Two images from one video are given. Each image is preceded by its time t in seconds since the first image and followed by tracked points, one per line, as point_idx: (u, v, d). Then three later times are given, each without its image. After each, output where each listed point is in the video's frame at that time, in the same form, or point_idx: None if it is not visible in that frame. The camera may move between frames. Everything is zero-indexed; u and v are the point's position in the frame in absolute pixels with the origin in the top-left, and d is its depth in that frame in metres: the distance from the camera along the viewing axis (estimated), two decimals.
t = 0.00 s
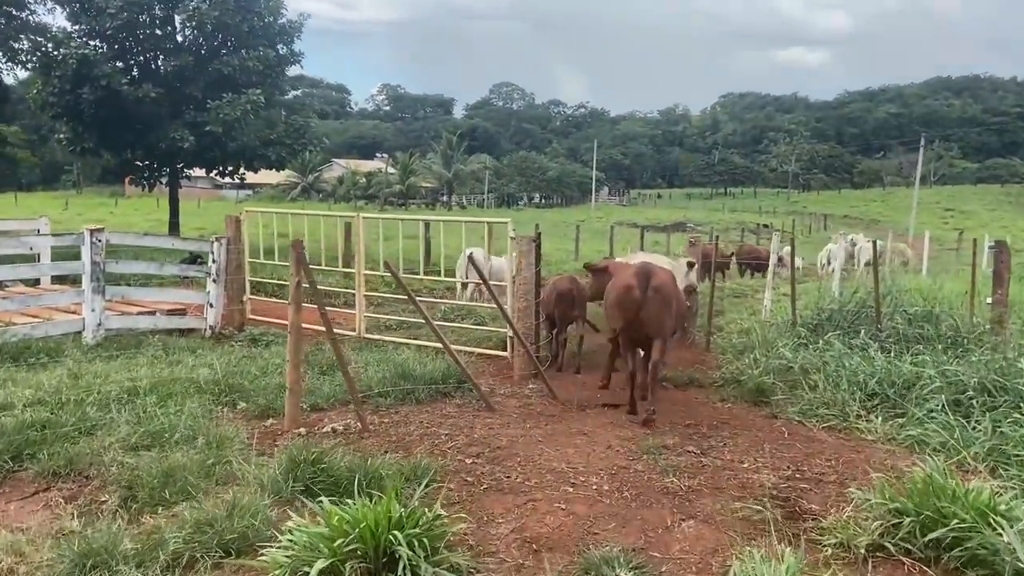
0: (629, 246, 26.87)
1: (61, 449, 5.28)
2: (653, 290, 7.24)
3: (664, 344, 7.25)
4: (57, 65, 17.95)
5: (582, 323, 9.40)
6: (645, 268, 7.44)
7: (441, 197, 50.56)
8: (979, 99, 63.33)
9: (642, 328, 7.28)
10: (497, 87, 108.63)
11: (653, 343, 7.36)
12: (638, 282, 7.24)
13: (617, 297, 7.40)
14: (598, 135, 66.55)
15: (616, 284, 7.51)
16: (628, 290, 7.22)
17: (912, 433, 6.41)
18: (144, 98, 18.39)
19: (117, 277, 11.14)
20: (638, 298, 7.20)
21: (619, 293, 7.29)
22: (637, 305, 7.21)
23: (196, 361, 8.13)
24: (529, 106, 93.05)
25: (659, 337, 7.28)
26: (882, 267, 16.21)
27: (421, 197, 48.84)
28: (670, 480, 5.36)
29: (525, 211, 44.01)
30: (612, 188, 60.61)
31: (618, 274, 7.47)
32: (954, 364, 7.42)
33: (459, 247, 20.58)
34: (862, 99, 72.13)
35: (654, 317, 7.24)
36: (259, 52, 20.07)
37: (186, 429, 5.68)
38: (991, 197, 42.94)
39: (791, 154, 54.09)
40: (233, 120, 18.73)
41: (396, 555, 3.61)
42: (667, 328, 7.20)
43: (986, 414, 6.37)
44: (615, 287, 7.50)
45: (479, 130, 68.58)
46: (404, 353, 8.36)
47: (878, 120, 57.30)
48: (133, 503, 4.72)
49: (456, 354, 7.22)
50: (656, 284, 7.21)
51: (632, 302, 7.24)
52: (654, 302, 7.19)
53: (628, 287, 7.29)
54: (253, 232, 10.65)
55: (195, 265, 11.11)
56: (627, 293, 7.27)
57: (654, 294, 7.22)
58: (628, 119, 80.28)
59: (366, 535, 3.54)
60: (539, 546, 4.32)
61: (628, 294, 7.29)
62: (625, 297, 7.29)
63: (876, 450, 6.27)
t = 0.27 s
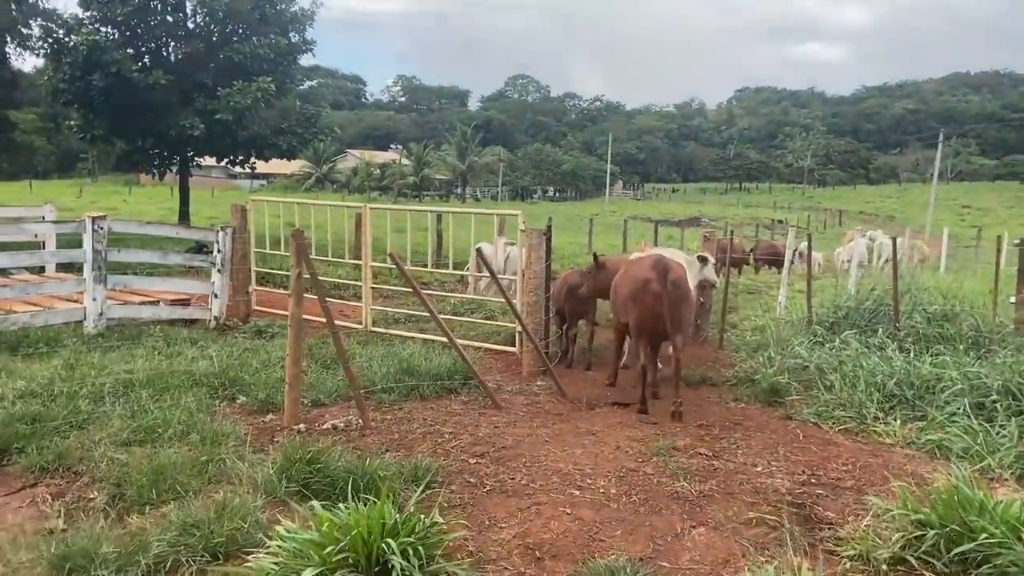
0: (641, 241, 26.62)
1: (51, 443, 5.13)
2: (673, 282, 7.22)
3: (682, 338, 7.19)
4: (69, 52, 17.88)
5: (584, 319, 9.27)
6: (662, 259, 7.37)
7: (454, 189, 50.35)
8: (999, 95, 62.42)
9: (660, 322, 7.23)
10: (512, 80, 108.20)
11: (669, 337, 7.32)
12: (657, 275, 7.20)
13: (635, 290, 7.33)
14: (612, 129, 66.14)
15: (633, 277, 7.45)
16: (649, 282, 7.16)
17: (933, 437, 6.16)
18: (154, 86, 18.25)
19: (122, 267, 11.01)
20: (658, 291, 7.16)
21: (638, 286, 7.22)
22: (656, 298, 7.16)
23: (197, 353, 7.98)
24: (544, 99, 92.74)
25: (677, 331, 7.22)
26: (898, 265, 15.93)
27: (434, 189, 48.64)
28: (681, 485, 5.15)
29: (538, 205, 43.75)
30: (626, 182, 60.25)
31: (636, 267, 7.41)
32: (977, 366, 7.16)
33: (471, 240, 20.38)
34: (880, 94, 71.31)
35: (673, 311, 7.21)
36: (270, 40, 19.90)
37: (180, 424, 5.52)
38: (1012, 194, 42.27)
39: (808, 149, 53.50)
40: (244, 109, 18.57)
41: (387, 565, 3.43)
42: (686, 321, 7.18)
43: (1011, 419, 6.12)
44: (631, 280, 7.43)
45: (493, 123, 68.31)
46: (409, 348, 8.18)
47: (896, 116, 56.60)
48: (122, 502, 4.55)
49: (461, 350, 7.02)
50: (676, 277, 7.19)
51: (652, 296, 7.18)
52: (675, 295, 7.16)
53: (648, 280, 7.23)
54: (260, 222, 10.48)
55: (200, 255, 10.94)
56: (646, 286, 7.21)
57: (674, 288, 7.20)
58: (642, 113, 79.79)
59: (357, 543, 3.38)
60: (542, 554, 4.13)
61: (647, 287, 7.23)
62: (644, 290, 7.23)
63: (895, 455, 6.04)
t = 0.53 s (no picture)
0: (657, 237, 26.28)
1: (48, 436, 4.93)
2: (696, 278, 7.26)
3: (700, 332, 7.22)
4: (81, 40, 17.81)
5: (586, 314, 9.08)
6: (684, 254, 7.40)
7: (468, 183, 50.08)
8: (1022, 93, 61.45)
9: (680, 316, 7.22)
10: (528, 75, 107.80)
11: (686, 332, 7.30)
12: (682, 269, 7.21)
13: (658, 283, 7.28)
14: (628, 124, 65.64)
15: (655, 270, 7.41)
16: (675, 275, 7.15)
17: (968, 441, 5.86)
18: (167, 75, 18.11)
19: (131, 257, 10.86)
20: (683, 285, 7.16)
21: (664, 278, 7.19)
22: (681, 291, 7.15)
23: (203, 344, 7.78)
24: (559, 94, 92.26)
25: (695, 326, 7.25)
26: (922, 264, 15.54)
27: (449, 183, 48.42)
28: (704, 489, 4.89)
29: (553, 199, 43.38)
30: (641, 177, 59.77)
31: (659, 260, 7.38)
32: (1013, 368, 6.85)
33: (485, 234, 20.12)
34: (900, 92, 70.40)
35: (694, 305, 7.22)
36: (285, 29, 19.71)
37: (182, 419, 5.30)
38: None
39: (827, 145, 52.86)
40: (256, 98, 18.40)
41: (392, 574, 3.19)
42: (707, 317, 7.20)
43: None
44: (654, 272, 7.39)
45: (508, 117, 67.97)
46: (421, 341, 7.95)
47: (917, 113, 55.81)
48: (118, 498, 4.35)
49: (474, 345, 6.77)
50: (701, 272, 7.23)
51: (677, 289, 7.16)
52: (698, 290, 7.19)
53: (673, 273, 7.23)
54: (270, 212, 10.28)
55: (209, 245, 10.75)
56: (672, 279, 7.20)
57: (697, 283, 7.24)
58: (658, 109, 79.22)
59: (361, 551, 3.15)
60: (557, 562, 3.89)
61: (671, 280, 7.22)
62: (668, 283, 7.20)
63: (928, 460, 5.74)
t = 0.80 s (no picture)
0: (675, 237, 25.97)
1: (49, 440, 4.75)
2: (727, 285, 7.09)
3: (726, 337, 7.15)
4: (101, 36, 17.77)
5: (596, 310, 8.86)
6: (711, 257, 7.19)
7: (485, 182, 49.87)
8: None
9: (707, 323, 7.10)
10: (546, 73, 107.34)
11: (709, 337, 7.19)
12: (715, 277, 7.01)
13: (686, 289, 7.08)
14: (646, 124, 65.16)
15: (683, 275, 7.19)
16: (707, 282, 6.96)
17: (1010, 456, 5.58)
18: (185, 72, 18.02)
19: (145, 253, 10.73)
20: (714, 293, 7.00)
21: (695, 284, 7.00)
22: (711, 299, 7.00)
23: (214, 344, 7.61)
24: (576, 93, 91.83)
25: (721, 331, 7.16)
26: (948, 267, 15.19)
27: (465, 181, 48.22)
28: (733, 504, 4.64)
29: (570, 199, 43.05)
30: (659, 177, 59.31)
31: (689, 264, 7.15)
32: None
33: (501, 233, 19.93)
34: (922, 92, 69.48)
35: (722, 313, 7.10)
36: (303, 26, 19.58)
37: (189, 422, 5.11)
38: None
39: (848, 145, 52.15)
40: (275, 96, 18.30)
41: None
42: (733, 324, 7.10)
43: None
44: (681, 277, 7.17)
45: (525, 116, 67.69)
46: (436, 343, 7.73)
47: (940, 114, 55.02)
48: (119, 507, 4.16)
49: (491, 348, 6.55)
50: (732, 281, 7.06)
51: (707, 296, 6.99)
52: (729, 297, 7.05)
53: (705, 280, 7.03)
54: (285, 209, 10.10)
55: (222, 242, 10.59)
56: (703, 286, 7.01)
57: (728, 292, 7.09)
58: (676, 108, 78.68)
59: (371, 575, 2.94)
60: None
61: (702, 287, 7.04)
62: (699, 290, 7.02)
63: (968, 475, 5.46)
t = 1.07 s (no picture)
0: (694, 236, 25.62)
1: (40, 438, 4.61)
2: (749, 282, 6.89)
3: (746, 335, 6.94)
4: (118, 29, 17.83)
5: (609, 311, 8.63)
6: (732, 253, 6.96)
7: (503, 179, 49.66)
8: None
9: (729, 320, 6.90)
10: (566, 71, 106.97)
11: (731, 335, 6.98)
12: (737, 272, 6.80)
13: (707, 286, 6.88)
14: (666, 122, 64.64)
15: (703, 272, 6.98)
16: (729, 279, 6.75)
17: None
18: (201, 65, 17.96)
19: (155, 245, 10.64)
20: (736, 290, 6.79)
21: (716, 281, 6.79)
22: (733, 296, 6.79)
23: (220, 339, 7.46)
24: (597, 91, 91.35)
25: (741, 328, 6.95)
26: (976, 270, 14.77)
27: (483, 178, 48.04)
28: (749, 516, 4.40)
29: (588, 197, 42.74)
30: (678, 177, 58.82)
31: (709, 261, 6.94)
32: None
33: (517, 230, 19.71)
34: (947, 93, 68.39)
35: (744, 309, 6.90)
36: (320, 19, 19.44)
37: (184, 422, 4.98)
38: None
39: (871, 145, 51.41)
40: (290, 89, 18.17)
41: None
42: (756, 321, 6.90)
43: None
44: (701, 274, 6.97)
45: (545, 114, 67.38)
46: (446, 341, 7.54)
47: (966, 115, 54.09)
48: (106, 510, 4.00)
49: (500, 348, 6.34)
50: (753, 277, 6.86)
51: (729, 293, 6.78)
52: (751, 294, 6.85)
53: (725, 277, 6.81)
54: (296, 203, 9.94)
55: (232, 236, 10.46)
56: (724, 282, 6.80)
57: (750, 287, 6.88)
58: (697, 107, 78.03)
59: None
60: None
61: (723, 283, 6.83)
62: (720, 286, 6.81)
63: (998, 488, 5.19)
